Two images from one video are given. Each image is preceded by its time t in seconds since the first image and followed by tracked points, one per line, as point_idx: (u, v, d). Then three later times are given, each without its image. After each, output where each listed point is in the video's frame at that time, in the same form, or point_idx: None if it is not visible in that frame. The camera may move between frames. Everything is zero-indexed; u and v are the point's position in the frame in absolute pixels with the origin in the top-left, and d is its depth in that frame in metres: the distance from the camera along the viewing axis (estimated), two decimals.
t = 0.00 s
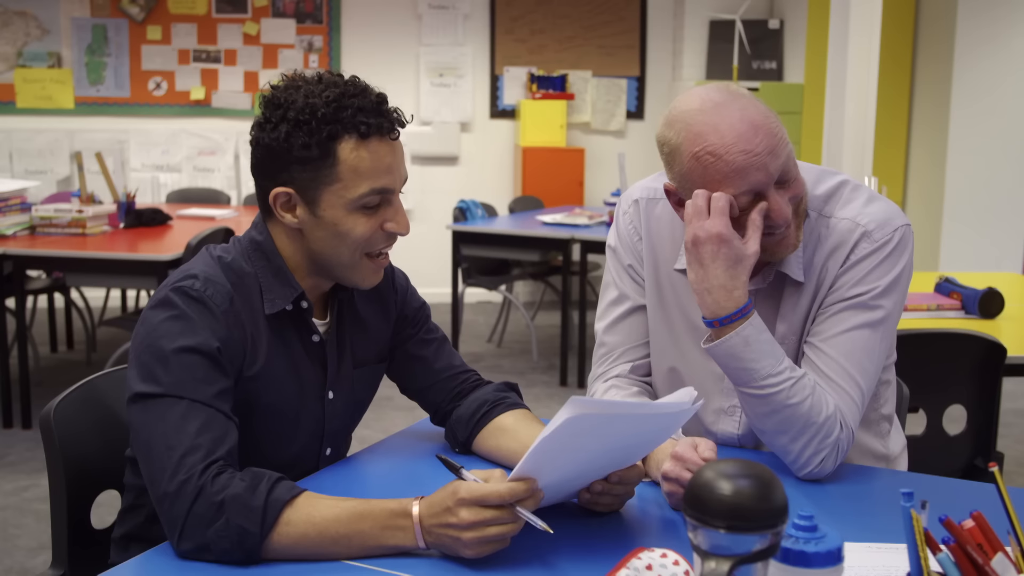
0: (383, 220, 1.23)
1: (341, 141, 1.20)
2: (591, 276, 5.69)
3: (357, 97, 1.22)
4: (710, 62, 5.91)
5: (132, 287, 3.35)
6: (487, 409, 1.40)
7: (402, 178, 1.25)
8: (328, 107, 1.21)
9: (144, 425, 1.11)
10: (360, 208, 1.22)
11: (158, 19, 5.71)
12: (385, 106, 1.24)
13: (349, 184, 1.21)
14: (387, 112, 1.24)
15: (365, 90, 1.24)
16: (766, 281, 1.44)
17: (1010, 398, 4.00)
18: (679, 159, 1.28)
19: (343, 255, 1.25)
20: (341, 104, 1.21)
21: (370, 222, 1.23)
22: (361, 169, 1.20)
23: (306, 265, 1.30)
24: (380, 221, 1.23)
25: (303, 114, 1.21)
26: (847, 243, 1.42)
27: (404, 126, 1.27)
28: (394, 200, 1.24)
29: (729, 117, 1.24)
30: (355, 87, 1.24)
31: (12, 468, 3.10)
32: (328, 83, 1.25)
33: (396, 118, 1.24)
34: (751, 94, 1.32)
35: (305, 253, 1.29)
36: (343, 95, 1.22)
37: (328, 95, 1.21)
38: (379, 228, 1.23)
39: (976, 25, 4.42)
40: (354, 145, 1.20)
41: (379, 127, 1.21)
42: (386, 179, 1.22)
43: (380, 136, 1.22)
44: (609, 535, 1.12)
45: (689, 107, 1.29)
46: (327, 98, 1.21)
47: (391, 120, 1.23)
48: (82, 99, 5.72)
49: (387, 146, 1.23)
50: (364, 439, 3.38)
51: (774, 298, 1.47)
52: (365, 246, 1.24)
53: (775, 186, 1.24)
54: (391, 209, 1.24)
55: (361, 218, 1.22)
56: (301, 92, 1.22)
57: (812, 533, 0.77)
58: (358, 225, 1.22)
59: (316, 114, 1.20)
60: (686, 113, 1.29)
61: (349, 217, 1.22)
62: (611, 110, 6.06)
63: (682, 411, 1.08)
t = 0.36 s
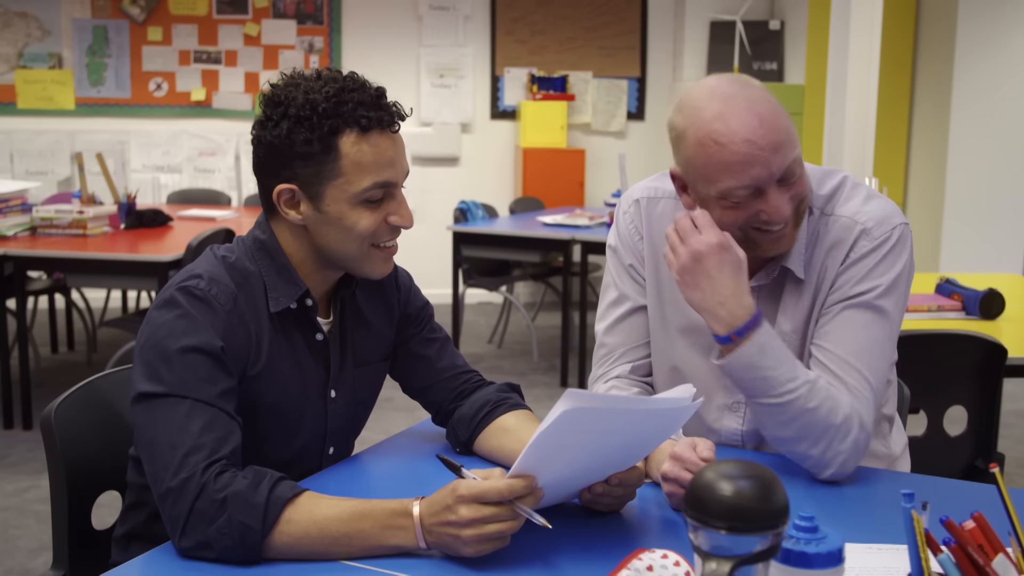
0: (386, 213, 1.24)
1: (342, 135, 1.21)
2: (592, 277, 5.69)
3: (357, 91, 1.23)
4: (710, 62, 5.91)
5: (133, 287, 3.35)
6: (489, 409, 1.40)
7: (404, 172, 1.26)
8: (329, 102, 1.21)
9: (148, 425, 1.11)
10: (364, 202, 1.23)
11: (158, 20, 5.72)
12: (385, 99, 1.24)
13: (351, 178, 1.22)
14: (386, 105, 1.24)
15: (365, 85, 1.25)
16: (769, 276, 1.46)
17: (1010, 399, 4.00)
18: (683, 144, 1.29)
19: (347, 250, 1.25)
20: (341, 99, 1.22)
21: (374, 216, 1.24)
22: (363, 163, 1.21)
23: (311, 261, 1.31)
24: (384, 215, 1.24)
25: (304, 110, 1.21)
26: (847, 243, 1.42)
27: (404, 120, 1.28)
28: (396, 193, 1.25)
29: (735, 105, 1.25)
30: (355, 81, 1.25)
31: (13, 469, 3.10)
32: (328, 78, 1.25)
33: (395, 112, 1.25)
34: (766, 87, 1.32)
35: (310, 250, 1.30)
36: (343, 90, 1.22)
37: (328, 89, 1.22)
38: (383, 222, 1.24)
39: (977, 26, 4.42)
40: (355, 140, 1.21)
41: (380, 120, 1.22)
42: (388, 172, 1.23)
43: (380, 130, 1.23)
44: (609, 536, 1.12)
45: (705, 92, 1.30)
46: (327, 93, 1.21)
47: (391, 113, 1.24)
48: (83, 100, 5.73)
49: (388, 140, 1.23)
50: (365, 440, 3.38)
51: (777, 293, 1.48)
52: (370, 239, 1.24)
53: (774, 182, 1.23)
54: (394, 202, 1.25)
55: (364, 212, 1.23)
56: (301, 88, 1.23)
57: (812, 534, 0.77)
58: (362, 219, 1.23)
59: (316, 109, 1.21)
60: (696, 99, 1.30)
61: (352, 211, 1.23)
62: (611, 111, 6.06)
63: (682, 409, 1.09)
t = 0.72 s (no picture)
0: (388, 214, 1.25)
1: (344, 137, 1.21)
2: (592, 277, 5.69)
3: (359, 93, 1.23)
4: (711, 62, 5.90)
5: (132, 288, 3.34)
6: (490, 408, 1.40)
7: (405, 171, 1.27)
8: (331, 104, 1.21)
9: (149, 425, 1.11)
10: (365, 203, 1.23)
11: (159, 20, 5.72)
12: (385, 100, 1.24)
13: (354, 179, 1.22)
14: (387, 106, 1.24)
15: (365, 85, 1.25)
16: (775, 273, 1.44)
17: (1010, 398, 4.00)
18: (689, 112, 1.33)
19: (351, 250, 1.26)
20: (343, 101, 1.21)
21: (375, 217, 1.24)
22: (366, 164, 1.21)
23: (314, 261, 1.31)
24: (385, 216, 1.24)
25: (306, 112, 1.21)
26: (865, 235, 1.44)
27: (405, 120, 1.28)
28: (397, 194, 1.26)
29: (750, 105, 1.26)
30: (355, 83, 1.24)
31: (13, 470, 3.10)
32: (328, 80, 1.25)
33: (396, 112, 1.25)
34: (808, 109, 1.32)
35: (312, 250, 1.30)
36: (345, 92, 1.22)
37: (330, 91, 1.21)
38: (385, 223, 1.25)
39: (977, 26, 4.42)
40: (357, 141, 1.21)
41: (380, 122, 1.22)
42: (388, 173, 1.23)
43: (383, 131, 1.23)
44: (610, 535, 1.12)
45: (740, 79, 1.31)
46: (329, 95, 1.21)
47: (392, 114, 1.24)
48: (83, 100, 5.73)
49: (390, 141, 1.23)
50: (365, 440, 3.38)
51: (782, 291, 1.46)
52: (373, 240, 1.25)
53: (740, 193, 1.26)
54: (396, 203, 1.25)
55: (366, 213, 1.23)
56: (301, 89, 1.22)
57: (813, 534, 0.77)
58: (363, 220, 1.24)
59: (319, 111, 1.21)
60: (731, 84, 1.31)
61: (354, 212, 1.23)
62: (612, 111, 6.07)
63: (681, 404, 1.09)
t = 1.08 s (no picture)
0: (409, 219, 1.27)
1: (375, 156, 1.21)
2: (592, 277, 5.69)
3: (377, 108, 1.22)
4: (711, 62, 5.90)
5: (132, 288, 3.34)
6: (490, 408, 1.40)
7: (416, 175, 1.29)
8: (358, 128, 1.19)
9: (150, 427, 1.11)
10: (394, 213, 1.25)
11: (158, 21, 5.72)
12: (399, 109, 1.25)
13: (385, 195, 1.23)
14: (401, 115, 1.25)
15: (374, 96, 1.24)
16: (781, 282, 1.44)
17: (1010, 397, 4.00)
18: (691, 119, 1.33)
19: (378, 259, 1.27)
20: (370, 122, 1.20)
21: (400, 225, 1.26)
22: (395, 176, 1.24)
23: (336, 272, 1.30)
24: (406, 221, 1.27)
25: (335, 138, 1.19)
26: (871, 239, 1.44)
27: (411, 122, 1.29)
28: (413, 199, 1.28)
29: (754, 119, 1.26)
30: (370, 99, 1.22)
31: (13, 470, 3.10)
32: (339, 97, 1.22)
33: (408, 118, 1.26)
34: (814, 125, 1.31)
35: (335, 265, 1.29)
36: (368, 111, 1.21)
37: (354, 113, 1.19)
38: (406, 228, 1.27)
39: (976, 26, 4.42)
40: (386, 159, 1.23)
41: (401, 135, 1.23)
42: (409, 182, 1.26)
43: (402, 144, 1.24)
44: (611, 534, 1.12)
45: (748, 90, 1.30)
46: (354, 118, 1.19)
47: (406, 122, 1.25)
48: (82, 101, 5.72)
49: (407, 151, 1.25)
50: (365, 440, 3.38)
51: (786, 302, 1.46)
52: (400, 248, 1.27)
53: (737, 207, 1.26)
54: (414, 207, 1.28)
55: (396, 223, 1.26)
56: (320, 113, 1.19)
57: (812, 533, 0.77)
58: (393, 231, 1.26)
59: (349, 136, 1.19)
60: (737, 95, 1.30)
61: (386, 225, 1.25)
62: (611, 111, 6.07)
63: (684, 402, 1.09)
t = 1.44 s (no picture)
0: (397, 224, 1.25)
1: (363, 154, 1.20)
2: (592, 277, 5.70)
3: (373, 108, 1.22)
4: (710, 61, 5.89)
5: (132, 288, 3.34)
6: (491, 407, 1.40)
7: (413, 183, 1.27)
8: (347, 123, 1.19)
9: (149, 426, 1.11)
10: (379, 215, 1.23)
11: (157, 20, 5.72)
12: (397, 113, 1.24)
13: (371, 195, 1.21)
14: (399, 120, 1.24)
15: (376, 100, 1.24)
16: (784, 282, 1.45)
17: (1010, 395, 4.00)
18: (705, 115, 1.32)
19: (362, 261, 1.26)
20: (360, 119, 1.20)
21: (387, 228, 1.24)
22: (382, 181, 1.21)
23: (321, 271, 1.30)
24: (395, 225, 1.25)
25: (322, 129, 1.19)
26: (873, 237, 1.43)
27: (413, 131, 1.28)
28: (407, 205, 1.26)
29: (765, 116, 1.26)
30: (368, 98, 1.23)
31: (13, 470, 3.10)
32: (339, 94, 1.23)
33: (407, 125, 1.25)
34: (825, 128, 1.30)
35: (323, 260, 1.29)
36: (361, 108, 1.21)
37: (346, 109, 1.20)
38: (395, 233, 1.25)
39: (975, 24, 4.42)
40: (374, 158, 1.21)
41: (394, 137, 1.22)
42: (402, 187, 1.24)
43: (398, 146, 1.23)
44: (612, 534, 1.12)
45: (762, 87, 1.30)
46: (345, 112, 1.19)
47: (404, 128, 1.24)
48: (81, 101, 5.72)
49: (402, 155, 1.23)
50: (364, 439, 3.38)
51: (787, 301, 1.46)
52: (385, 252, 1.25)
53: (743, 203, 1.26)
54: (405, 213, 1.26)
55: (381, 225, 1.24)
56: (314, 105, 1.20)
57: (812, 531, 0.77)
58: (378, 232, 1.24)
59: (337, 130, 1.19)
60: (751, 91, 1.30)
61: (369, 226, 1.23)
62: (610, 110, 6.07)
63: (687, 404, 1.09)
